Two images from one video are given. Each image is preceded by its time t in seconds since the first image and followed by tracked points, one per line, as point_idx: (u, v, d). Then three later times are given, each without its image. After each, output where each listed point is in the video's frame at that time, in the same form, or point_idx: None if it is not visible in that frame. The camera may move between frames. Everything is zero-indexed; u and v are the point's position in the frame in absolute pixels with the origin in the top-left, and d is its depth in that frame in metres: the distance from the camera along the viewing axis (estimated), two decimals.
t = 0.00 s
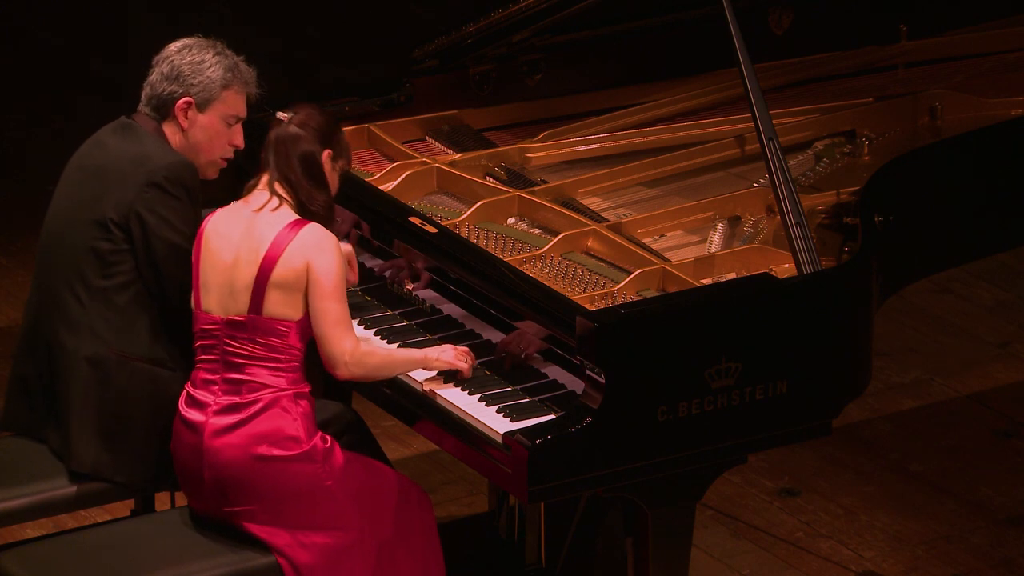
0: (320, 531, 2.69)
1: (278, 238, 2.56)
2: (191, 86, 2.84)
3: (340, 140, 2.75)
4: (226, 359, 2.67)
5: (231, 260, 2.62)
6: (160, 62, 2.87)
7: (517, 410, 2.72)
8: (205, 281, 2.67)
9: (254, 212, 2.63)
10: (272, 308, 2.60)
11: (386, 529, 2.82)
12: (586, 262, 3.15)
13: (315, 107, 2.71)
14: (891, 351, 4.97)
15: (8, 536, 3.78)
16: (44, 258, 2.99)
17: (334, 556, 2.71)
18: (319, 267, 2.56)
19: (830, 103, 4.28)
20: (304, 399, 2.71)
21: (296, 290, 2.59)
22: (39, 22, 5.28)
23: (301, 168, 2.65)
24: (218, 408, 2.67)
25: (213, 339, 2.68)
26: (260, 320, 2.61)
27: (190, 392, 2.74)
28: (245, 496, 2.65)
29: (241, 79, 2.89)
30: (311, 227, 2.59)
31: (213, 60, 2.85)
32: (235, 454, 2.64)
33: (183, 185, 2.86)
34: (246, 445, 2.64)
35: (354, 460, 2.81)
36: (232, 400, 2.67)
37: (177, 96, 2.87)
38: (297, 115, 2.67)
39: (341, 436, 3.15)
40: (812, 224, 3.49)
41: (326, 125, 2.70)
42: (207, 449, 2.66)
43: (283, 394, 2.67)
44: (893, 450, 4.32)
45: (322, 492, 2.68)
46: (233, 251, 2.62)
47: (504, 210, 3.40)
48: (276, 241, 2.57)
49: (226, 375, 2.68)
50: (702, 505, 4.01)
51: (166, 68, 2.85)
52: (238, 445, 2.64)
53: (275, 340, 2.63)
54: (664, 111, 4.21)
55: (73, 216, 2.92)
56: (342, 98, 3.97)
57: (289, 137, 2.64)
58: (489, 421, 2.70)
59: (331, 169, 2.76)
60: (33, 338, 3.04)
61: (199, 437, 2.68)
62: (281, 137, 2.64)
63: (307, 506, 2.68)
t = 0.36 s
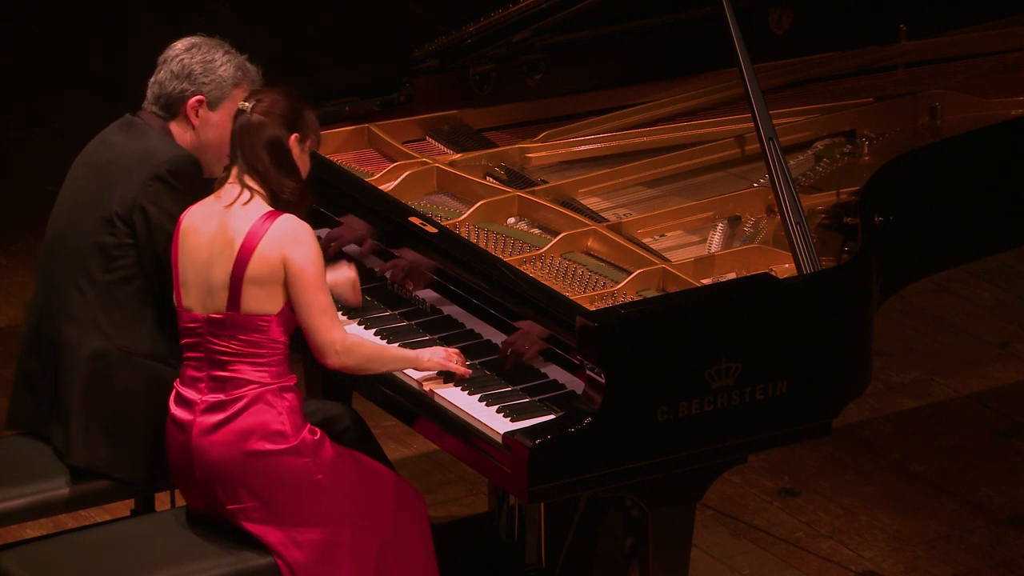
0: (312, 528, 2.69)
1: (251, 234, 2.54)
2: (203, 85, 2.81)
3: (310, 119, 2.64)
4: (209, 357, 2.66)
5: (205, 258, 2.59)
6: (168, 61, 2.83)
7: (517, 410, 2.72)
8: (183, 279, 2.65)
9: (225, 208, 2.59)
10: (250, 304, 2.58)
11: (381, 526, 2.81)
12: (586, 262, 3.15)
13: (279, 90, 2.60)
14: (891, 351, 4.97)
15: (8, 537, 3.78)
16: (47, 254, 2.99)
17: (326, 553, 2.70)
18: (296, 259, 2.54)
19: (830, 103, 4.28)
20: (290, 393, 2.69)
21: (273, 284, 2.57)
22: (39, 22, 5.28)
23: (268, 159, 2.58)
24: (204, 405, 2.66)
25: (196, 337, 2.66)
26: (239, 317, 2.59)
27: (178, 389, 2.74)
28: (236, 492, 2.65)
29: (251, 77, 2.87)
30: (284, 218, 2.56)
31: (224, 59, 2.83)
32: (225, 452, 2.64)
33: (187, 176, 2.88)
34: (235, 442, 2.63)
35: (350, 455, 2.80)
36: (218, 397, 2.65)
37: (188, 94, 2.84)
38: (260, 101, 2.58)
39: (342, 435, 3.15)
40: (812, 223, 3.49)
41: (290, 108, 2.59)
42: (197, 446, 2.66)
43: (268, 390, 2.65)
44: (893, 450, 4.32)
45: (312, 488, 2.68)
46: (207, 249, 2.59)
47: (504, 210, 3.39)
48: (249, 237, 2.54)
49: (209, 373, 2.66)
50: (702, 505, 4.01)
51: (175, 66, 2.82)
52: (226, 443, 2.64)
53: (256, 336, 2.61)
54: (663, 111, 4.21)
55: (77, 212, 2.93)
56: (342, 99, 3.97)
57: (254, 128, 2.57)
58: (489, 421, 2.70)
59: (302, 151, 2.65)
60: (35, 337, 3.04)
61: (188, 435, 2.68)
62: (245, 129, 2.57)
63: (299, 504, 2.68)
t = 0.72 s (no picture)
0: (308, 539, 2.69)
1: (226, 253, 2.53)
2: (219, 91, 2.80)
3: (276, 123, 2.63)
4: (194, 377, 2.65)
5: (184, 278, 2.59)
6: (180, 64, 2.80)
7: (517, 410, 2.72)
8: (165, 297, 2.65)
9: (200, 226, 2.58)
10: (229, 323, 2.57)
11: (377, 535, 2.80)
12: (586, 262, 3.15)
13: (240, 98, 2.59)
14: (891, 351, 4.96)
15: (8, 537, 3.78)
16: (55, 254, 3.00)
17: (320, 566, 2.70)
18: (280, 267, 2.55)
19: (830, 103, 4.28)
20: (273, 411, 2.68)
21: (253, 301, 2.56)
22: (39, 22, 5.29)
23: (239, 171, 2.57)
24: (188, 426, 2.66)
25: (181, 356, 2.66)
26: (218, 338, 2.58)
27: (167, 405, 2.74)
28: (225, 511, 2.66)
29: (263, 81, 2.88)
30: (258, 233, 2.55)
31: (239, 64, 2.83)
32: (212, 473, 2.64)
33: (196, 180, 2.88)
34: (220, 463, 2.64)
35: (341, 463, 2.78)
36: (201, 418, 2.65)
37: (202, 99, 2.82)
38: (224, 114, 2.56)
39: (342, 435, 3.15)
40: (812, 224, 3.49)
41: (256, 117, 2.58)
42: (185, 468, 2.68)
43: (251, 410, 2.64)
44: (893, 450, 4.32)
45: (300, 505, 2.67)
46: (185, 268, 2.58)
47: (504, 210, 3.39)
48: (225, 255, 2.53)
49: (194, 393, 2.66)
50: (702, 505, 4.01)
51: (190, 71, 2.79)
52: (212, 464, 2.64)
53: (237, 357, 2.60)
54: (664, 111, 4.21)
55: (85, 213, 2.93)
56: (342, 99, 3.97)
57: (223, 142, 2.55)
58: (489, 421, 2.70)
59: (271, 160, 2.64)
60: (36, 337, 3.04)
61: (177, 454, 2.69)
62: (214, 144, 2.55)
63: (292, 515, 2.67)
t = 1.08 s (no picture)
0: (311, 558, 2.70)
1: (248, 284, 2.49)
2: (230, 100, 2.79)
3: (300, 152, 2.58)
4: (201, 401, 2.62)
5: (200, 304, 2.54)
6: (195, 70, 2.81)
7: (517, 410, 2.72)
8: (175, 317, 2.61)
9: (219, 253, 2.53)
10: (243, 353, 2.55)
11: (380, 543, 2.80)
12: (586, 262, 3.15)
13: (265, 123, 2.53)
14: (891, 351, 4.96)
15: (8, 537, 3.78)
16: (60, 257, 2.99)
17: None
18: (302, 305, 2.53)
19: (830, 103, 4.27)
20: (279, 439, 2.66)
21: (270, 333, 2.54)
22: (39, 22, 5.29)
23: (261, 202, 2.53)
24: (194, 449, 2.64)
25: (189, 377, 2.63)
26: (231, 366, 2.55)
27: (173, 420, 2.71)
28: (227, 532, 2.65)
29: (277, 93, 2.86)
30: (282, 267, 2.51)
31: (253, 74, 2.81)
32: (217, 497, 2.63)
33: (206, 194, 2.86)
34: (226, 489, 2.62)
35: (343, 479, 2.78)
36: (208, 443, 2.63)
37: (213, 107, 2.82)
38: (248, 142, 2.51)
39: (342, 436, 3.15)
40: (813, 223, 3.49)
41: (283, 143, 2.53)
42: (189, 489, 2.65)
43: (257, 440, 2.62)
44: (893, 450, 4.32)
45: (302, 526, 2.68)
46: (202, 295, 2.54)
47: (504, 210, 3.39)
48: (248, 286, 2.50)
49: (200, 417, 2.63)
50: (702, 505, 4.00)
51: (203, 77, 2.80)
52: (215, 490, 2.63)
53: (245, 387, 2.58)
54: (663, 111, 4.21)
55: (92, 219, 2.92)
56: (342, 99, 3.97)
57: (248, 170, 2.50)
58: (489, 421, 2.70)
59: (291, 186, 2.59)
60: (35, 338, 3.04)
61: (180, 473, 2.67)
62: (240, 172, 2.50)
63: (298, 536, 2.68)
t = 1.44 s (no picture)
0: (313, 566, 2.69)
1: (298, 297, 2.49)
2: (242, 117, 2.77)
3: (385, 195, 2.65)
4: (225, 399, 2.64)
5: (247, 304, 2.55)
6: (211, 83, 2.79)
7: (517, 410, 2.72)
8: (218, 311, 2.61)
9: (276, 259, 2.53)
10: (278, 362, 2.56)
11: (385, 556, 2.78)
12: (586, 262, 3.15)
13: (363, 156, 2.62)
14: (891, 351, 4.96)
15: (8, 537, 3.78)
16: (62, 261, 2.95)
17: None
18: (347, 326, 2.51)
19: (830, 103, 4.27)
20: (297, 450, 2.67)
21: (310, 346, 2.54)
22: (39, 22, 5.29)
23: (335, 219, 2.51)
24: (212, 446, 2.65)
25: (217, 373, 2.64)
26: (265, 371, 2.57)
27: (193, 413, 2.72)
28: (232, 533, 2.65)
29: (291, 113, 2.82)
30: (336, 286, 2.51)
31: (268, 93, 2.78)
32: (227, 497, 2.63)
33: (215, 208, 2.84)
34: (238, 491, 2.62)
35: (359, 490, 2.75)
36: (227, 443, 2.64)
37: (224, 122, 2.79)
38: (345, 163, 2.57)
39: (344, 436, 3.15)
40: (813, 223, 3.49)
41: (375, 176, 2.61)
42: (200, 485, 2.66)
43: (277, 446, 2.64)
44: (894, 450, 4.32)
45: (310, 535, 2.67)
46: (250, 297, 2.54)
47: (504, 210, 3.39)
48: (298, 298, 2.49)
49: (223, 415, 2.65)
50: (703, 505, 4.00)
51: (218, 92, 2.78)
52: (227, 490, 2.63)
53: (272, 394, 2.60)
54: (663, 111, 4.21)
55: (93, 225, 2.88)
56: (342, 99, 3.97)
57: (335, 186, 2.51)
58: (489, 422, 2.70)
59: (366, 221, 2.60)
60: (35, 338, 3.03)
61: (195, 468, 2.68)
62: (325, 184, 2.51)
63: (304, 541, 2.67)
